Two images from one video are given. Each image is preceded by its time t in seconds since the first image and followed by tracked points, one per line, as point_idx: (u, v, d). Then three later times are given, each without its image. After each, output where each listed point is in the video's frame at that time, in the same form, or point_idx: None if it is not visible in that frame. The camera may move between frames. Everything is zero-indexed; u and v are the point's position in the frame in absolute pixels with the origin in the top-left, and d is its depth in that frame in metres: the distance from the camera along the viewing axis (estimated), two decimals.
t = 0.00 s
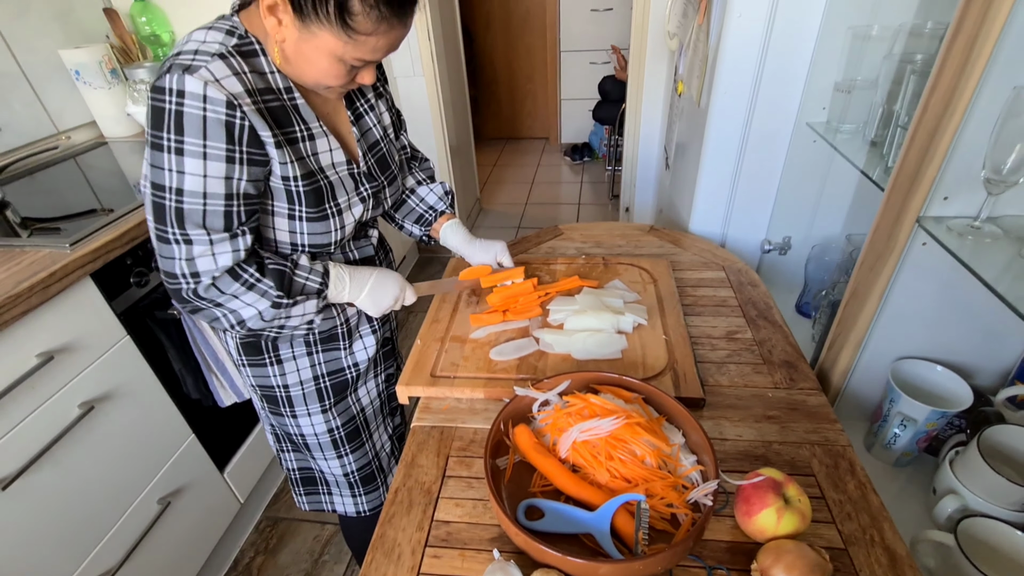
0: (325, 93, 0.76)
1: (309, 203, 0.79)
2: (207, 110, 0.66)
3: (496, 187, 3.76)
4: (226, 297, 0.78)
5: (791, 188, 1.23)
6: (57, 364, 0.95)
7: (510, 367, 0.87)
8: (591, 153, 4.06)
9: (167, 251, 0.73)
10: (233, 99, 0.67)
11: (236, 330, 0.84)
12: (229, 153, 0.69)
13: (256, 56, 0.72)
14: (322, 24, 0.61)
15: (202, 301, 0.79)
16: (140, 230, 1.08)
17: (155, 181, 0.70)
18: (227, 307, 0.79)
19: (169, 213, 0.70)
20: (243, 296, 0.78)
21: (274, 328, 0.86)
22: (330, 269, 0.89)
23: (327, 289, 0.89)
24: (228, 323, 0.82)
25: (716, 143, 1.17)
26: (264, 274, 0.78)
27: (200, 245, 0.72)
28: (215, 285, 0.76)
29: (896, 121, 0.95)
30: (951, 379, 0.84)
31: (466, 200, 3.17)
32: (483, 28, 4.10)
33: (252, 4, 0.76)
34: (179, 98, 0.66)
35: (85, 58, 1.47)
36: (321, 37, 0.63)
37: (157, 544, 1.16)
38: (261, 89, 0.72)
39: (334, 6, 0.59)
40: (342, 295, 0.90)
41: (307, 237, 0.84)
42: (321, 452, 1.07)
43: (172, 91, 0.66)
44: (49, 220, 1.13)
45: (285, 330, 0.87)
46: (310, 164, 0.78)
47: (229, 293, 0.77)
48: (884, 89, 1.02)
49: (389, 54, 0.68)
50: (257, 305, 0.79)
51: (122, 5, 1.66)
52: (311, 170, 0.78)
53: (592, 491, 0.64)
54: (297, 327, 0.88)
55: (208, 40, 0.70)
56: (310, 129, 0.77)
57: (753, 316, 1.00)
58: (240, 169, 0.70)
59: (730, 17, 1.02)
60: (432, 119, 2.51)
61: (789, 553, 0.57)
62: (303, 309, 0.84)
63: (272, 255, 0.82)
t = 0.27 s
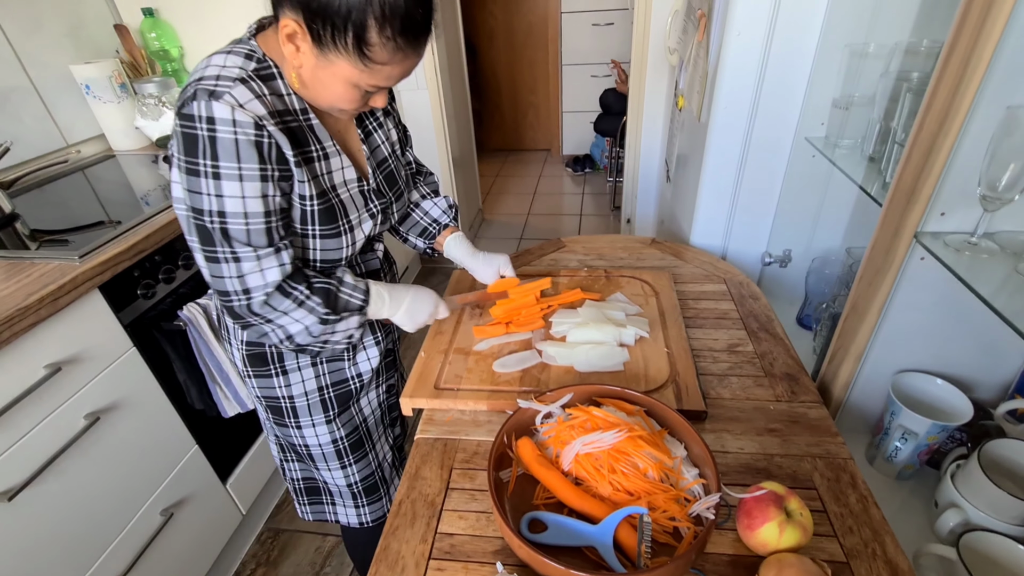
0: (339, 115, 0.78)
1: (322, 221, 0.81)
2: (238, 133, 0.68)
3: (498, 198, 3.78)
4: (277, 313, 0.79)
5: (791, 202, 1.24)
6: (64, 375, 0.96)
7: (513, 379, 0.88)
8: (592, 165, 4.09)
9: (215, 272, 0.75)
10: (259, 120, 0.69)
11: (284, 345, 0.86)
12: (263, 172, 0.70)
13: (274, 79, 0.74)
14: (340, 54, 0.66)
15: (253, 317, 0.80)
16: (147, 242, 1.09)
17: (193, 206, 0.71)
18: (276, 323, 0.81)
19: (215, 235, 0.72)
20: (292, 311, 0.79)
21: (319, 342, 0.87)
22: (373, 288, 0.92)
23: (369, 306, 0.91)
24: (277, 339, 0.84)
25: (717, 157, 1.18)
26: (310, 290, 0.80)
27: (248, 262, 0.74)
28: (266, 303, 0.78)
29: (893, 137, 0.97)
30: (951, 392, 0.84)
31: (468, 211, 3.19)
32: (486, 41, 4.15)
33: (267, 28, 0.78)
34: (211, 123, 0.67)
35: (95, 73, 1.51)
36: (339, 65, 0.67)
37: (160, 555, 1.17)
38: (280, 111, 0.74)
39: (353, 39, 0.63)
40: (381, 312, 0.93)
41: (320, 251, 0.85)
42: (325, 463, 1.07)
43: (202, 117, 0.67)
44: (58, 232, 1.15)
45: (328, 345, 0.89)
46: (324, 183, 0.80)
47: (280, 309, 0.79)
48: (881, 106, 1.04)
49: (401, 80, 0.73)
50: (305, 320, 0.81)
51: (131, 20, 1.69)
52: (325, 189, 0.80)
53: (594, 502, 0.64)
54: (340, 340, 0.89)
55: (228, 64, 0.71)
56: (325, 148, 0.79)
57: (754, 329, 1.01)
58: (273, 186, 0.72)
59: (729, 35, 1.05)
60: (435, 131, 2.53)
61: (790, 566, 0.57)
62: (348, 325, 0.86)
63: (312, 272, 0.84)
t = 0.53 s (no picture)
0: (347, 129, 0.80)
1: (333, 234, 0.82)
2: (257, 148, 0.69)
3: (500, 207, 3.80)
4: (317, 315, 0.82)
5: (792, 213, 1.25)
6: (72, 384, 0.96)
7: (517, 390, 0.88)
8: (594, 175, 4.11)
9: (253, 283, 0.77)
10: (274, 134, 0.71)
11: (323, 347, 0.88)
12: (286, 183, 0.72)
13: (284, 96, 0.76)
14: (348, 73, 0.67)
15: (293, 321, 0.82)
16: (155, 253, 1.10)
17: (224, 224, 0.72)
18: (316, 327, 0.84)
19: (249, 248, 0.74)
20: (330, 313, 0.82)
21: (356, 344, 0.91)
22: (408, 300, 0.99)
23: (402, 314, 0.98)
24: (316, 342, 0.87)
25: (719, 169, 1.20)
26: (344, 293, 0.83)
27: (285, 268, 0.76)
28: (307, 307, 0.80)
29: (892, 150, 0.98)
30: (953, 404, 0.85)
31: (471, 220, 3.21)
32: (488, 53, 4.19)
33: (276, 45, 0.80)
34: (230, 141, 0.68)
35: (105, 86, 1.53)
36: (347, 84, 0.69)
37: (163, 564, 1.17)
38: (291, 126, 0.75)
39: (362, 59, 0.65)
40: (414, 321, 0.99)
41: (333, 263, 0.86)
42: (327, 472, 1.07)
43: (220, 137, 0.68)
44: (66, 241, 1.16)
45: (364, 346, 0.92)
46: (333, 199, 0.82)
47: (319, 311, 0.81)
48: (880, 119, 1.05)
49: (407, 98, 0.75)
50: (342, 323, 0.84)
51: (141, 33, 1.72)
52: (334, 205, 0.82)
53: (598, 514, 0.64)
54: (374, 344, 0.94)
55: (239, 83, 0.73)
56: (335, 162, 0.81)
57: (757, 339, 1.02)
58: (297, 196, 0.73)
59: (730, 49, 1.06)
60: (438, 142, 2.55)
61: None
62: (383, 329, 0.91)
63: (346, 277, 0.88)
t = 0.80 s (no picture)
0: (349, 135, 0.81)
1: (332, 238, 0.83)
2: (240, 152, 0.70)
3: (503, 216, 3.82)
4: (240, 329, 0.80)
5: (793, 223, 1.26)
6: (77, 392, 0.97)
7: (519, 400, 0.88)
8: (596, 184, 4.13)
9: (185, 282, 0.77)
10: (265, 143, 0.71)
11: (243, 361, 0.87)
12: (256, 194, 0.72)
13: (287, 102, 0.77)
14: (354, 75, 0.68)
15: (214, 330, 0.81)
16: (162, 262, 1.12)
17: (184, 216, 0.73)
18: (237, 338, 0.82)
19: (195, 246, 0.74)
20: (254, 329, 0.81)
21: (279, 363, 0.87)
22: (339, 311, 0.91)
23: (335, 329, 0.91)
24: (236, 354, 0.85)
25: (720, 179, 1.20)
26: (276, 312, 0.81)
27: (218, 279, 0.75)
28: (229, 318, 0.79)
29: (892, 162, 0.99)
30: (955, 415, 0.84)
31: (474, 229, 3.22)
32: (491, 63, 4.22)
33: (284, 54, 0.81)
34: (216, 141, 0.69)
35: (113, 97, 1.56)
36: (353, 85, 0.70)
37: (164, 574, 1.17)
38: (292, 133, 0.76)
39: (368, 60, 0.66)
40: (347, 337, 0.92)
41: (330, 269, 0.87)
42: (334, 483, 1.07)
43: (210, 135, 0.70)
44: (73, 250, 1.18)
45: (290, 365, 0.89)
46: (333, 203, 0.83)
47: (241, 326, 0.80)
48: (880, 132, 1.06)
49: (413, 101, 0.75)
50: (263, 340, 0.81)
51: (149, 45, 1.75)
52: (334, 208, 0.83)
53: (602, 526, 0.64)
54: (301, 362, 0.89)
55: (245, 88, 0.74)
56: (335, 169, 0.82)
57: (759, 350, 1.02)
58: (263, 208, 0.74)
59: (731, 61, 1.08)
60: (441, 151, 2.57)
61: None
62: (310, 347, 0.86)
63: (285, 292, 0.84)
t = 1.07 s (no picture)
0: (358, 153, 0.82)
1: (339, 256, 0.85)
2: (256, 173, 0.71)
3: (506, 229, 3.84)
4: (266, 347, 0.81)
5: (795, 239, 1.27)
6: (85, 405, 0.98)
7: (523, 414, 0.89)
8: (599, 197, 4.16)
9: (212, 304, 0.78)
10: (279, 163, 0.73)
11: (272, 377, 0.87)
12: (274, 213, 0.73)
13: (298, 123, 0.79)
14: (361, 95, 0.70)
15: (243, 349, 0.82)
16: (171, 276, 1.13)
17: (205, 239, 0.74)
18: (265, 356, 0.83)
19: (219, 268, 0.75)
20: (281, 346, 0.82)
21: (307, 377, 0.88)
22: (362, 322, 0.94)
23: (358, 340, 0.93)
24: (265, 372, 0.86)
25: (722, 195, 1.22)
26: (302, 326, 0.82)
27: (244, 297, 0.76)
28: (255, 336, 0.80)
29: (892, 180, 1.00)
30: (960, 431, 0.85)
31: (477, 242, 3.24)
32: (495, 79, 4.28)
33: (296, 75, 0.83)
34: (232, 164, 0.71)
35: (125, 114, 1.59)
36: (360, 106, 0.72)
37: None
38: (302, 153, 0.78)
39: (374, 81, 0.68)
40: (373, 348, 0.95)
41: (339, 285, 0.88)
42: (336, 496, 1.08)
43: (225, 158, 0.71)
44: (83, 264, 1.20)
45: (317, 379, 0.90)
46: (344, 219, 0.84)
47: (268, 343, 0.81)
48: (879, 150, 1.07)
49: (419, 120, 0.77)
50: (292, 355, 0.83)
51: (161, 63, 1.78)
52: (345, 225, 0.84)
53: (605, 541, 0.64)
54: (328, 375, 0.90)
55: (257, 110, 0.76)
56: (344, 186, 0.83)
57: (761, 365, 1.02)
58: (282, 227, 0.75)
59: (731, 80, 1.10)
60: (445, 166, 2.60)
61: None
62: (336, 360, 0.88)
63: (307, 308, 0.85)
